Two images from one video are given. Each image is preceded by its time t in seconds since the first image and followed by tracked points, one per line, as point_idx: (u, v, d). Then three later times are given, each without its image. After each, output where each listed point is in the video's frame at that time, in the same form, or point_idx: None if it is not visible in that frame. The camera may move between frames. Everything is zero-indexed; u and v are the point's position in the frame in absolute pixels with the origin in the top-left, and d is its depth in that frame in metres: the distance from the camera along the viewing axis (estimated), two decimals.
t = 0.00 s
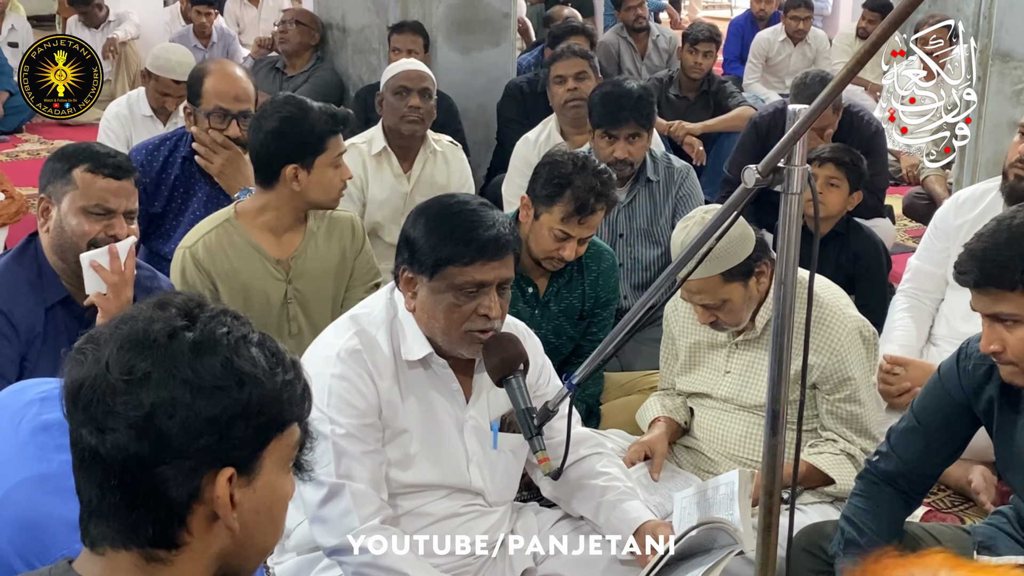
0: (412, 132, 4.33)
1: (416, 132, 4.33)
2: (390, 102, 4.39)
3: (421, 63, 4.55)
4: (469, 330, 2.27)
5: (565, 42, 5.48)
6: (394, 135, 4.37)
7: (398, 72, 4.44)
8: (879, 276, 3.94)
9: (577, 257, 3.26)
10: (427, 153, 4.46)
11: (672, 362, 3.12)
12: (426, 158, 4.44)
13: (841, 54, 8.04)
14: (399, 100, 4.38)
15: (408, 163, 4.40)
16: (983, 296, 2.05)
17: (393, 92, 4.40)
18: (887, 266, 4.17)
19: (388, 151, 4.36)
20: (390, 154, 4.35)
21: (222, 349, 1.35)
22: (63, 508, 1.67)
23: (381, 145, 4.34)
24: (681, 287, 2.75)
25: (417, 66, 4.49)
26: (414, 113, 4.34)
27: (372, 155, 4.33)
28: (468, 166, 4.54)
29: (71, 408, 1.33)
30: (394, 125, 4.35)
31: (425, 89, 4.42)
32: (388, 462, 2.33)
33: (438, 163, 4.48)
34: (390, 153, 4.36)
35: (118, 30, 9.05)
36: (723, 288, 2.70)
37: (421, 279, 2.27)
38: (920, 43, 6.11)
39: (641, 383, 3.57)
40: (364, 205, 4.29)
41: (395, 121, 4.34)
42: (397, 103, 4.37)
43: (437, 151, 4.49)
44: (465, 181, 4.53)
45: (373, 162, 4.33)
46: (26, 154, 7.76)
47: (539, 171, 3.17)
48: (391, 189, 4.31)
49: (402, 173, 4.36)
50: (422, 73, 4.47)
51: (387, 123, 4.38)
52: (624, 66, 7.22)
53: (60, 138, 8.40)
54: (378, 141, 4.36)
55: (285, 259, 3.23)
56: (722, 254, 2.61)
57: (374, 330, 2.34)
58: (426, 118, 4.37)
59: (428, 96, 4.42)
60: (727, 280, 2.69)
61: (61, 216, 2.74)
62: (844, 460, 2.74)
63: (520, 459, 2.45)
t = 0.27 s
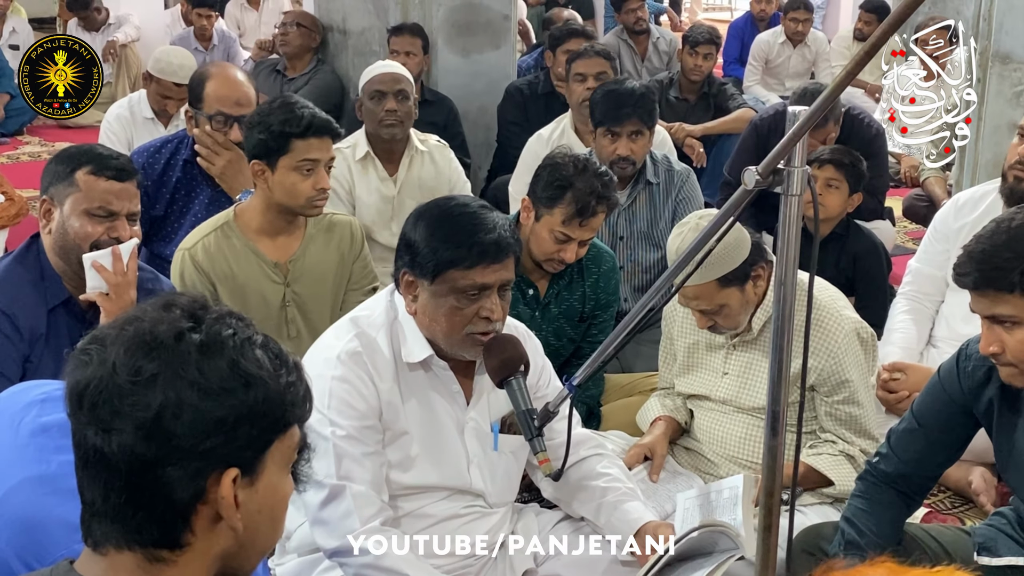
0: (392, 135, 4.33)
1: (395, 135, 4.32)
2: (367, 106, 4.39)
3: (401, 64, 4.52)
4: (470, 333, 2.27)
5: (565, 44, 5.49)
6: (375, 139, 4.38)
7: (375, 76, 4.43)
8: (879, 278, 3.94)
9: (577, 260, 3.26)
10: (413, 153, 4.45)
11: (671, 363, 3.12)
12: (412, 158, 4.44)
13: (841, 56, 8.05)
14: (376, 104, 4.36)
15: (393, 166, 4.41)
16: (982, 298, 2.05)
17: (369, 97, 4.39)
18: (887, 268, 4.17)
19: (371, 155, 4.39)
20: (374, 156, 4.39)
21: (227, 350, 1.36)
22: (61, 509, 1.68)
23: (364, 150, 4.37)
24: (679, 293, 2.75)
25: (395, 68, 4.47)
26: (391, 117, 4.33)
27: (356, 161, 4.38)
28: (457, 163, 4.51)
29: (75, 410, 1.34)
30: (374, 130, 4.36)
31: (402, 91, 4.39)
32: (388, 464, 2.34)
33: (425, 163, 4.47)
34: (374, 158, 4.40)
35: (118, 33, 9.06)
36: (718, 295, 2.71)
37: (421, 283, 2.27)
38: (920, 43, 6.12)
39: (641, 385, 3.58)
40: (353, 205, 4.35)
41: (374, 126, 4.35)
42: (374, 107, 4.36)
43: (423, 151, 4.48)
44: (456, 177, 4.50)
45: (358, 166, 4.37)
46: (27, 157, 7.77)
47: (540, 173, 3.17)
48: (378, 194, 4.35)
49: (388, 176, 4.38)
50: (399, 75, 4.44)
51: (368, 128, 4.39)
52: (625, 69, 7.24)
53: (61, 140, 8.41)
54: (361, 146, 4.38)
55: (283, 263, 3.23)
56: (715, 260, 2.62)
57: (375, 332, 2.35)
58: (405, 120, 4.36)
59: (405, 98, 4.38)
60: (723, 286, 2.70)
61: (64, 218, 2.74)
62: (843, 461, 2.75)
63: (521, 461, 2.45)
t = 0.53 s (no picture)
0: (388, 141, 4.33)
1: (391, 141, 4.32)
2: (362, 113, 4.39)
3: (393, 68, 4.53)
4: (469, 336, 2.28)
5: (565, 45, 5.50)
6: (371, 145, 4.38)
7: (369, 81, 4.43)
8: (879, 279, 3.95)
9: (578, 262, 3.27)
10: (408, 155, 4.45)
11: (671, 364, 3.13)
12: (407, 161, 4.45)
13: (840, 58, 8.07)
14: (371, 110, 4.37)
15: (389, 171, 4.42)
16: (982, 299, 2.06)
17: (365, 103, 4.39)
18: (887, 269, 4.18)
19: (366, 160, 4.39)
20: (368, 162, 4.39)
21: (231, 351, 1.36)
22: (62, 512, 1.69)
23: (359, 155, 4.37)
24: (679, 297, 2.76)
25: (390, 73, 4.47)
26: (386, 123, 4.33)
27: (350, 166, 4.37)
28: (454, 161, 4.51)
29: (79, 412, 1.34)
30: (369, 137, 4.36)
31: (396, 96, 4.40)
32: (388, 466, 2.34)
33: (422, 165, 4.47)
34: (369, 163, 4.40)
35: (119, 35, 9.07)
36: (719, 298, 2.71)
37: (420, 287, 2.28)
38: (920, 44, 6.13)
39: (642, 386, 3.58)
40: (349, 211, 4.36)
41: (370, 132, 4.35)
42: (369, 113, 4.37)
43: (419, 153, 4.48)
44: (454, 175, 4.50)
45: (353, 172, 4.37)
46: (28, 159, 7.77)
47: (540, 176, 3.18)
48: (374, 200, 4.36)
49: (384, 181, 4.39)
50: (392, 80, 4.45)
51: (363, 134, 4.39)
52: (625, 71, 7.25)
53: (62, 142, 8.42)
54: (355, 151, 4.38)
55: (283, 268, 3.24)
56: (715, 264, 2.63)
57: (374, 335, 2.36)
58: (400, 125, 4.35)
59: (399, 103, 4.39)
60: (724, 289, 2.71)
61: (66, 219, 2.75)
62: (846, 462, 2.75)
63: (522, 462, 2.46)
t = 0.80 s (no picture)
0: (399, 145, 4.33)
1: (403, 145, 4.33)
2: (374, 115, 4.38)
3: (402, 71, 4.53)
4: (468, 338, 2.28)
5: (566, 47, 5.50)
6: (378, 147, 4.37)
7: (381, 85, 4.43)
8: (879, 281, 3.95)
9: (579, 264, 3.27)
10: (414, 159, 4.46)
11: (671, 365, 3.13)
12: (413, 165, 4.46)
13: (840, 60, 8.07)
14: (384, 113, 4.36)
15: (394, 173, 4.42)
16: (982, 300, 2.06)
17: (377, 105, 4.39)
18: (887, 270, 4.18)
19: (372, 163, 4.38)
20: (374, 165, 4.38)
21: (236, 353, 1.37)
22: (64, 513, 1.69)
23: (365, 157, 4.37)
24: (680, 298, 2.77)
25: (401, 77, 4.47)
26: (400, 127, 4.33)
27: (357, 168, 4.37)
28: (458, 168, 4.52)
29: (83, 414, 1.34)
30: (380, 139, 4.35)
31: (410, 100, 4.41)
32: (389, 468, 2.34)
33: (427, 169, 4.48)
34: (375, 166, 4.39)
35: (120, 37, 9.08)
36: (721, 299, 2.72)
37: (419, 290, 2.28)
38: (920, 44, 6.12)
39: (643, 387, 3.58)
40: (354, 214, 4.35)
41: (382, 134, 4.34)
42: (381, 116, 4.36)
43: (425, 157, 4.49)
44: (456, 183, 4.53)
45: (359, 174, 4.36)
46: (29, 161, 7.78)
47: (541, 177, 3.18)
48: (381, 201, 4.36)
49: (390, 184, 4.40)
50: (405, 84, 4.45)
51: (372, 136, 4.38)
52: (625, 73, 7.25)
53: (63, 145, 8.42)
54: (361, 153, 4.38)
55: (283, 274, 3.24)
56: (717, 266, 2.64)
57: (374, 337, 2.36)
58: (412, 130, 4.37)
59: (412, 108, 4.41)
60: (725, 290, 2.71)
61: (69, 222, 2.75)
62: (847, 465, 2.76)
63: (522, 464, 2.45)
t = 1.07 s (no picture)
0: (411, 145, 4.33)
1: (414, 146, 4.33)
2: (385, 115, 4.36)
3: (407, 72, 4.53)
4: (466, 340, 2.29)
5: (565, 49, 5.51)
6: (387, 145, 4.36)
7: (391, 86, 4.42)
8: (878, 281, 3.95)
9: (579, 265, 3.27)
10: (421, 160, 4.47)
11: (672, 366, 3.13)
12: (420, 167, 4.46)
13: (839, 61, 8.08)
14: (396, 114, 4.34)
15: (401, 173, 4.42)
16: (982, 302, 2.06)
17: (389, 106, 4.37)
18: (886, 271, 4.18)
19: (379, 163, 4.39)
20: (382, 164, 4.39)
21: (242, 354, 1.37)
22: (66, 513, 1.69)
23: (372, 158, 4.37)
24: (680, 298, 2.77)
25: (410, 78, 4.48)
26: (411, 128, 4.32)
27: (364, 168, 4.36)
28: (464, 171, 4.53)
29: (88, 418, 1.34)
30: (390, 139, 4.33)
31: (420, 102, 4.42)
32: (390, 470, 2.35)
33: (432, 170, 4.49)
34: (382, 166, 4.40)
35: (120, 39, 9.08)
36: (721, 300, 2.72)
37: (417, 291, 2.28)
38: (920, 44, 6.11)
39: (643, 389, 3.58)
40: (360, 213, 4.35)
41: (393, 135, 4.32)
42: (393, 117, 4.34)
43: (431, 160, 4.50)
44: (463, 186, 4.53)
45: (366, 174, 4.36)
46: (29, 163, 7.78)
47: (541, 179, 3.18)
48: (386, 201, 4.36)
49: (396, 184, 4.40)
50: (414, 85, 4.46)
51: (382, 136, 4.36)
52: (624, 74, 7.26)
53: (63, 147, 8.42)
54: (369, 153, 4.37)
55: (284, 279, 3.25)
56: (716, 267, 2.65)
57: (375, 339, 2.36)
58: (422, 131, 4.38)
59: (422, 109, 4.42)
60: (725, 291, 2.71)
61: (75, 225, 2.75)
62: (847, 466, 2.76)
63: (522, 465, 2.45)
